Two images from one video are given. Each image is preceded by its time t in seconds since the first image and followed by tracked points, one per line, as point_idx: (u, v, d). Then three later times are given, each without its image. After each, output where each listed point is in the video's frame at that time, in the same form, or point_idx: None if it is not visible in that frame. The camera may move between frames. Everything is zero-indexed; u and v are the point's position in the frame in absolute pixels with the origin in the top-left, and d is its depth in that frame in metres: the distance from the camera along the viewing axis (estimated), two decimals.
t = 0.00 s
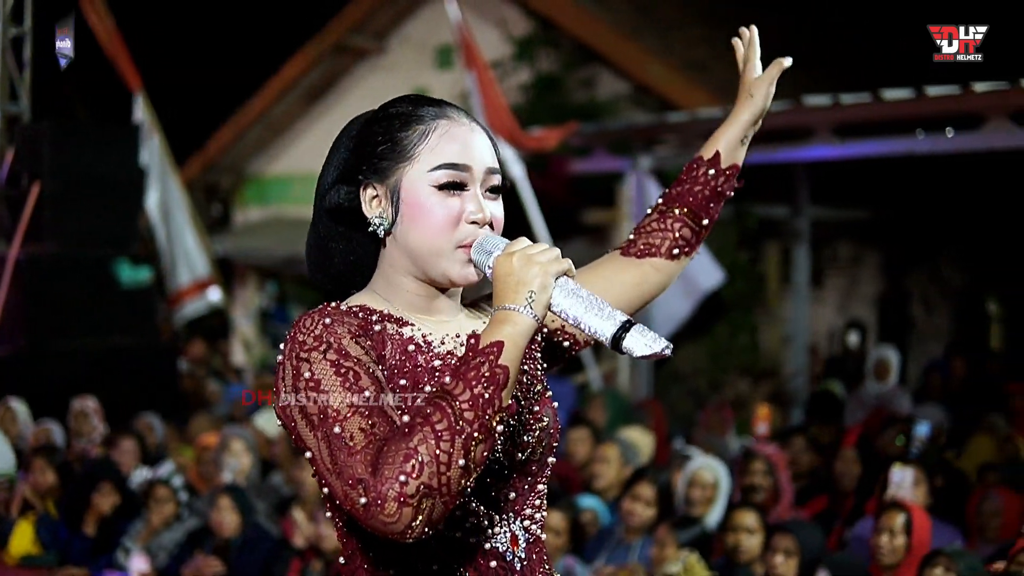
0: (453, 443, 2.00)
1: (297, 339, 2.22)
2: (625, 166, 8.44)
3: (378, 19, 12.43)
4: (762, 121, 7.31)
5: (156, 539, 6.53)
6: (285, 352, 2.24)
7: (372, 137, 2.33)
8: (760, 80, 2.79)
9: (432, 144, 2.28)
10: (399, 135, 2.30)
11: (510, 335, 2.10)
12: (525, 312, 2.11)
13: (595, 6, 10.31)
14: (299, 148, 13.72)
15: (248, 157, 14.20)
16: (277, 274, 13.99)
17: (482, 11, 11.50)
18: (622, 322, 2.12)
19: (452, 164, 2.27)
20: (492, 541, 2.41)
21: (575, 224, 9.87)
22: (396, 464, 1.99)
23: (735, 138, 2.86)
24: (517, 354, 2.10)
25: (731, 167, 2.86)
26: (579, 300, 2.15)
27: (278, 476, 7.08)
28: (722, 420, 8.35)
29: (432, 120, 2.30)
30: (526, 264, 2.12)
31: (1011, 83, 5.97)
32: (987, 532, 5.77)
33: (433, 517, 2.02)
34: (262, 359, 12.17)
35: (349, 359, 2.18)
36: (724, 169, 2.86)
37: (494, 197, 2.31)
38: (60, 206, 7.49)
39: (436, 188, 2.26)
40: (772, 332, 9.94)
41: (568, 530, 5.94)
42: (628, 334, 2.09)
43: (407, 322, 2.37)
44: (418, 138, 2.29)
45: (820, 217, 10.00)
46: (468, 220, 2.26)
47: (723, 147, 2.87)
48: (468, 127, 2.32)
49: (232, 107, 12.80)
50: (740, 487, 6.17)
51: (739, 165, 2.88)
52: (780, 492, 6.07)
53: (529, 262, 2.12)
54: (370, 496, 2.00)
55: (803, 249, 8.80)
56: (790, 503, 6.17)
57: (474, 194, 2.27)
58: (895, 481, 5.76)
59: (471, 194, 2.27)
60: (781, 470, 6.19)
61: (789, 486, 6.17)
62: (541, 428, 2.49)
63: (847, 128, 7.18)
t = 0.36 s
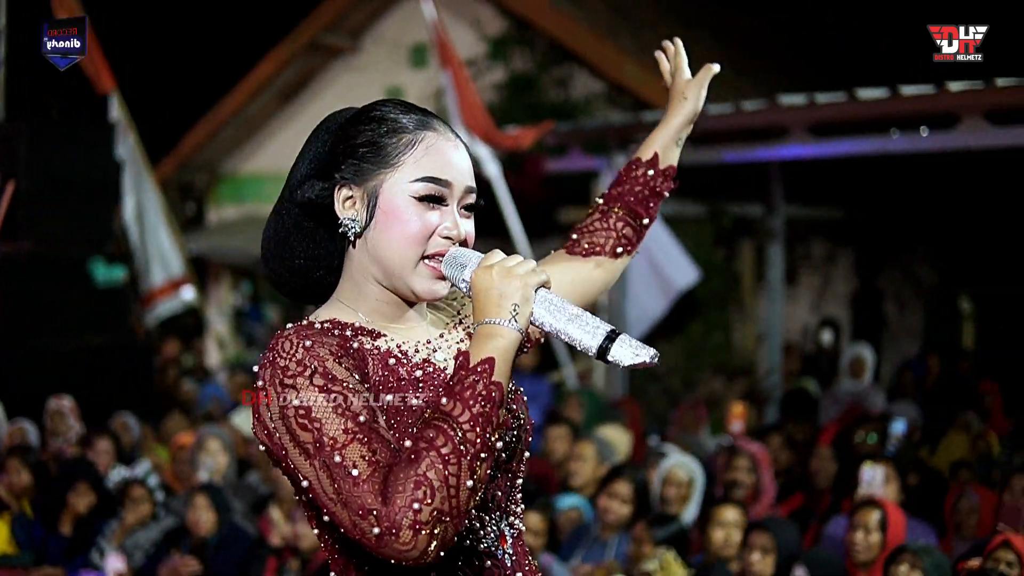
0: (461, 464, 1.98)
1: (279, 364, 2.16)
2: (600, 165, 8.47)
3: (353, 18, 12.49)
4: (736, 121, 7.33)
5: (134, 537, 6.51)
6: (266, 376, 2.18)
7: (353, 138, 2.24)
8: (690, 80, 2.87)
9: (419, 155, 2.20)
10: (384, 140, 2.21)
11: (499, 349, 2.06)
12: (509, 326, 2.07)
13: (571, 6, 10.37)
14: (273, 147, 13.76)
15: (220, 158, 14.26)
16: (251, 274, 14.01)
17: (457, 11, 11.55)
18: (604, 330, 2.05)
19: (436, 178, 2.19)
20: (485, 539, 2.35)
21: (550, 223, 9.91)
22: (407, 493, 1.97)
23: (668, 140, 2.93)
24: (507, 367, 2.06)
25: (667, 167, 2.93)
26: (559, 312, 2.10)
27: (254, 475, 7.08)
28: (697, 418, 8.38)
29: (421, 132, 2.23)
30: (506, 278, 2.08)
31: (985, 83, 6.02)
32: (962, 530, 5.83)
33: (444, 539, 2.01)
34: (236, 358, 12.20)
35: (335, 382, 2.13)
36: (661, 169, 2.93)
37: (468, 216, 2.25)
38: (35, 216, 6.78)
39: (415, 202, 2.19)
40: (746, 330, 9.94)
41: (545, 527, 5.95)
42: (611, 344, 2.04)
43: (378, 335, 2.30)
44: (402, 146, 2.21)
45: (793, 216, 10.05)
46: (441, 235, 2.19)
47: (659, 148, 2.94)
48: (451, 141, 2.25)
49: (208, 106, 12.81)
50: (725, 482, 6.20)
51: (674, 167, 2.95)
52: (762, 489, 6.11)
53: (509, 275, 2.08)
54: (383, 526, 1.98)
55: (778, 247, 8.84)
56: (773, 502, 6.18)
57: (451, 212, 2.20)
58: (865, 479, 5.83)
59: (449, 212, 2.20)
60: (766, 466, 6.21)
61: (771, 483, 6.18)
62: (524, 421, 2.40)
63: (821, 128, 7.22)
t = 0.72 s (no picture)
0: (458, 473, 1.92)
1: (281, 363, 2.10)
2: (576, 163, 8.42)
3: (329, 18, 12.52)
4: (713, 121, 7.35)
5: (113, 537, 6.51)
6: (267, 375, 2.12)
7: (335, 144, 2.15)
8: (660, 49, 2.64)
9: (400, 155, 2.11)
10: (363, 144, 2.11)
11: (497, 353, 2.00)
12: (506, 329, 2.01)
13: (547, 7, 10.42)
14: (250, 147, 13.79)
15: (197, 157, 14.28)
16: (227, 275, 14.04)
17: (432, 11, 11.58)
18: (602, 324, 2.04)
19: (420, 176, 2.10)
20: (478, 534, 2.32)
21: (526, 223, 9.95)
22: (404, 500, 1.90)
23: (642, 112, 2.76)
24: (506, 371, 2.00)
25: (642, 139, 2.76)
26: (554, 307, 2.07)
27: (233, 474, 7.11)
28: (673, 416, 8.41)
29: (399, 130, 2.13)
30: (501, 278, 2.02)
31: (962, 85, 6.08)
32: (940, 529, 5.89)
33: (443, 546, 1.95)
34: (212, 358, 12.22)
35: (337, 382, 2.07)
36: (635, 140, 2.76)
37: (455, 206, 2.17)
38: None
39: (402, 202, 2.10)
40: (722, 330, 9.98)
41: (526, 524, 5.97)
42: (611, 340, 2.01)
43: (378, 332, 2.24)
44: (385, 147, 2.11)
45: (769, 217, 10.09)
46: (434, 232, 2.11)
47: (632, 118, 2.76)
48: (432, 134, 2.16)
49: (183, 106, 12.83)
50: (717, 482, 6.27)
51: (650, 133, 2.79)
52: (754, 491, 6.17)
53: (504, 276, 2.02)
54: (381, 533, 1.92)
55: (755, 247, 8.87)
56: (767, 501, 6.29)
57: (441, 207, 2.11)
58: (840, 478, 5.92)
59: (438, 207, 2.11)
60: (762, 468, 6.31)
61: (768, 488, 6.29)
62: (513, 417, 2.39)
63: (797, 129, 7.25)
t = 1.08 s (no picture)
0: (415, 477, 1.88)
1: (281, 348, 2.09)
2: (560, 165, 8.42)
3: (311, 19, 12.54)
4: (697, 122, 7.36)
5: (99, 537, 6.51)
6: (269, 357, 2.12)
7: (343, 150, 2.16)
8: (731, 80, 2.63)
9: (397, 158, 2.09)
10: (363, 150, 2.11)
11: (475, 363, 1.98)
12: (490, 338, 1.98)
13: (529, 9, 10.45)
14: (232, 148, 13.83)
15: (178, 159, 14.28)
16: (209, 275, 14.05)
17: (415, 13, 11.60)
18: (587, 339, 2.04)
19: (415, 178, 2.08)
20: (467, 536, 2.31)
21: (510, 224, 9.97)
22: (356, 498, 1.88)
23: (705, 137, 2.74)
24: (483, 382, 1.98)
25: (701, 163, 2.75)
26: (547, 316, 2.06)
27: (219, 476, 7.17)
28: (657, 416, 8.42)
29: (398, 132, 2.11)
30: (489, 286, 1.99)
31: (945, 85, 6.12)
32: (924, 528, 5.91)
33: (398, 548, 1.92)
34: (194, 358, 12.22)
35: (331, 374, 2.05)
36: (693, 165, 2.75)
37: (466, 202, 2.14)
38: None
39: (402, 206, 2.09)
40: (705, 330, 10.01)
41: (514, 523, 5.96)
42: (590, 351, 2.01)
43: (393, 327, 2.24)
44: (383, 152, 2.10)
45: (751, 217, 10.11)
46: (435, 232, 2.09)
47: (694, 143, 2.75)
48: (433, 135, 2.13)
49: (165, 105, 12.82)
50: (703, 485, 6.30)
51: (710, 159, 2.77)
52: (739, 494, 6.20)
53: (491, 282, 1.98)
54: (333, 526, 1.90)
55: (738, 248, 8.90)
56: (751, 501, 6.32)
57: (441, 207, 2.09)
58: (822, 477, 5.96)
59: (438, 207, 2.09)
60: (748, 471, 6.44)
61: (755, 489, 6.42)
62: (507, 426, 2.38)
63: (781, 129, 7.26)
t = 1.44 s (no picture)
0: (391, 471, 1.91)
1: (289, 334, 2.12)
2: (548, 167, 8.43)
3: (295, 19, 12.55)
4: (684, 122, 7.37)
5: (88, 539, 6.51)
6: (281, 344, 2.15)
7: (362, 149, 2.21)
8: (804, 129, 2.53)
9: (407, 159, 2.14)
10: (377, 150, 2.17)
11: (460, 360, 1.99)
12: (477, 335, 1.99)
13: (516, 9, 10.47)
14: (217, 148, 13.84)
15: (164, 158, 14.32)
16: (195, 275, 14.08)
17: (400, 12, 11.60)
18: (565, 334, 2.01)
19: (424, 179, 2.12)
20: (466, 543, 2.30)
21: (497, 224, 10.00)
22: (332, 488, 1.90)
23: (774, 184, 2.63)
24: (466, 378, 1.99)
25: (762, 211, 2.64)
26: (533, 313, 2.04)
27: (209, 476, 7.20)
28: (644, 416, 8.44)
29: (411, 134, 2.17)
30: (479, 282, 2.00)
31: (933, 86, 6.17)
32: (912, 526, 5.91)
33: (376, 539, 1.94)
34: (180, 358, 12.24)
35: (335, 364, 2.07)
36: (755, 211, 2.64)
37: (479, 205, 2.16)
38: None
39: (412, 207, 2.13)
40: (691, 329, 10.06)
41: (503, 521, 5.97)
42: (566, 346, 1.98)
43: (410, 326, 2.24)
44: (397, 153, 2.16)
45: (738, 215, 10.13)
46: (443, 234, 2.12)
47: (762, 188, 2.64)
48: (445, 139, 2.17)
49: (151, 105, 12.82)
50: (688, 483, 6.30)
51: (774, 205, 2.66)
52: (723, 491, 6.21)
53: (482, 281, 1.99)
54: (311, 515, 1.93)
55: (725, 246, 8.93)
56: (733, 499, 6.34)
57: (448, 209, 2.12)
58: (807, 477, 5.98)
59: (446, 209, 2.13)
60: (730, 468, 6.44)
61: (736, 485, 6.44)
62: (516, 436, 2.35)
63: (767, 129, 7.27)
